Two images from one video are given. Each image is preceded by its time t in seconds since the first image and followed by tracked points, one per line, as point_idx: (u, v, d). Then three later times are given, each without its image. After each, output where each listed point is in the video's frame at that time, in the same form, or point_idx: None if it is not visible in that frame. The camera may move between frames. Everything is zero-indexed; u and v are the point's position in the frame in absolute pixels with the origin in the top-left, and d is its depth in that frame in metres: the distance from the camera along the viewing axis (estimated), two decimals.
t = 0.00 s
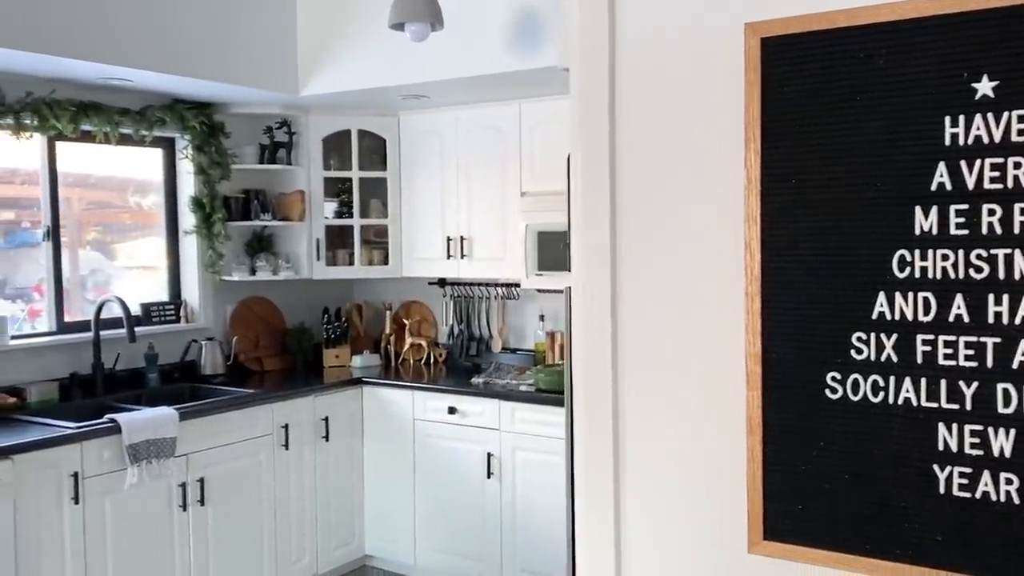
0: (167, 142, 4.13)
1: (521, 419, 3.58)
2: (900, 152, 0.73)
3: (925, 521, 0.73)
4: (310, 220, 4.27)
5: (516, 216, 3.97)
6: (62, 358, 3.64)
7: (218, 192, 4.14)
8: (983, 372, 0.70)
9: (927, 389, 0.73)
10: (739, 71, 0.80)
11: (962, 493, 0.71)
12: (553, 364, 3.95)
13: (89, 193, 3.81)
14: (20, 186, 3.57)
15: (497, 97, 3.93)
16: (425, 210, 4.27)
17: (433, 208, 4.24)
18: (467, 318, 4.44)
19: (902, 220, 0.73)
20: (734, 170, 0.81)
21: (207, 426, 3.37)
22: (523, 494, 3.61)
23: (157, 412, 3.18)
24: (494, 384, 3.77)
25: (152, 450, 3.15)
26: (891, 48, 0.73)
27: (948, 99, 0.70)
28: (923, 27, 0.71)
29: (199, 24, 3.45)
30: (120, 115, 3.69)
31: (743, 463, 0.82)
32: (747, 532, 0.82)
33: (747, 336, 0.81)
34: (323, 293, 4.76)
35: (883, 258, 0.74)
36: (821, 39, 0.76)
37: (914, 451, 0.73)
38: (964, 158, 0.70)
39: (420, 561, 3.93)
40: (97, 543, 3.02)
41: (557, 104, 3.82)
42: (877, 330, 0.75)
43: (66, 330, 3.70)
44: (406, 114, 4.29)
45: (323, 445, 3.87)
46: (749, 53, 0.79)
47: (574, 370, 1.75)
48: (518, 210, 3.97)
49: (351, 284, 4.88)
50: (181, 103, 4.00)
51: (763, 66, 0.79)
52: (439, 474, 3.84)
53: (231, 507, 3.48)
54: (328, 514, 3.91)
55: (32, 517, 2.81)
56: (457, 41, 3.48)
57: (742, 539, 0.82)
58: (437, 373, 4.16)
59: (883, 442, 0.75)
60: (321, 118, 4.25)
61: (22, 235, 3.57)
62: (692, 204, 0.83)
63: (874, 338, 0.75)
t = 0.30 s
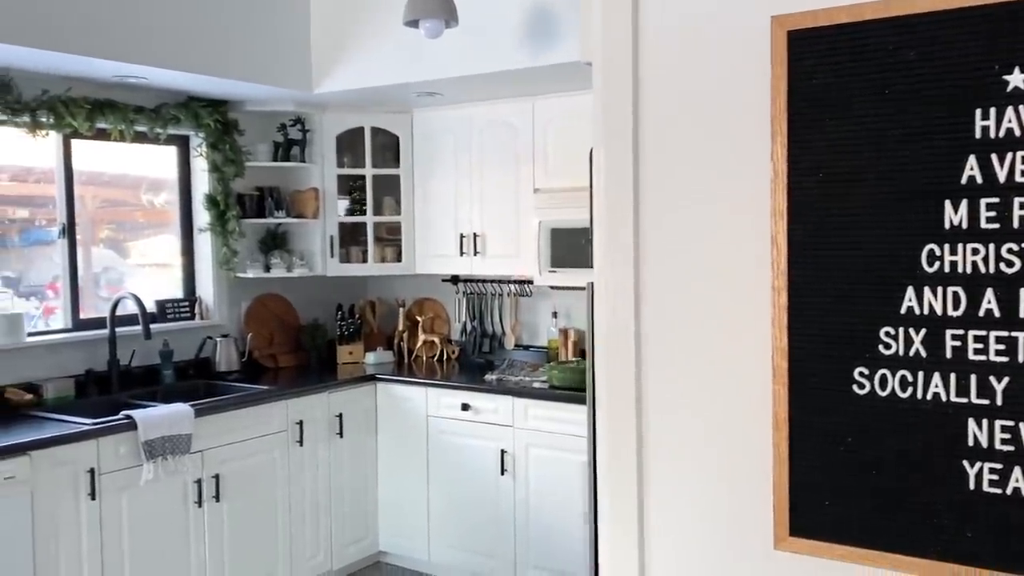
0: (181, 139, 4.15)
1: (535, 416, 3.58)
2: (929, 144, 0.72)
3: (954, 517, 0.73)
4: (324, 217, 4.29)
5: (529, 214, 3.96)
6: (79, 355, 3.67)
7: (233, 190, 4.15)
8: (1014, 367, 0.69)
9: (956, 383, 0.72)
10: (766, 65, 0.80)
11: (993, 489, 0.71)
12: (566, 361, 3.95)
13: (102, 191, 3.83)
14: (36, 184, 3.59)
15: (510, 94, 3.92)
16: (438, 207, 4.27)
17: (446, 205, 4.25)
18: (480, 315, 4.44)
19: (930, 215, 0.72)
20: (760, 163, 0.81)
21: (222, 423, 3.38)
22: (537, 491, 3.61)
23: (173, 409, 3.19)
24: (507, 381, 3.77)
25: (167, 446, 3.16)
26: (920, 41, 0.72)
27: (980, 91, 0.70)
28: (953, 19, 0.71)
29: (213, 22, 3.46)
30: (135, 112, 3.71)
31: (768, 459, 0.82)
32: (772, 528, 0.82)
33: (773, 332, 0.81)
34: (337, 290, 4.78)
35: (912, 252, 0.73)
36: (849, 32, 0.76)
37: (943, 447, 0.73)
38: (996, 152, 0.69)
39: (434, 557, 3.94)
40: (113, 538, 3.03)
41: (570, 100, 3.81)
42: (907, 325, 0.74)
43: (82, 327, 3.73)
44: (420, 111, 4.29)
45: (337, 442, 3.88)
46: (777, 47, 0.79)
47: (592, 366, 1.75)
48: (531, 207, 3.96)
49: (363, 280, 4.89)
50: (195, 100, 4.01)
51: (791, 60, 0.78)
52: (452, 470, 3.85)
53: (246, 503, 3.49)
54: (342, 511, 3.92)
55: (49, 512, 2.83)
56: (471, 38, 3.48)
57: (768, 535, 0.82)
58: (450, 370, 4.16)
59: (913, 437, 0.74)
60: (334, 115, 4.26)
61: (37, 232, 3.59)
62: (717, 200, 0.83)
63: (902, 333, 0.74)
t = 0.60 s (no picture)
0: (199, 137, 4.18)
1: (553, 413, 3.58)
2: (962, 138, 0.71)
3: (987, 515, 0.72)
4: (341, 214, 4.30)
5: (546, 210, 3.96)
6: (98, 352, 3.70)
7: (250, 187, 4.16)
8: None
9: (990, 380, 0.71)
10: (795, 57, 0.79)
11: None
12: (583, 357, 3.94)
13: (119, 189, 3.85)
14: (55, 182, 3.62)
15: (526, 91, 3.92)
16: (455, 205, 4.27)
17: (462, 202, 4.25)
18: (496, 312, 4.45)
19: (964, 209, 0.71)
20: (789, 157, 0.80)
21: (241, 419, 3.40)
22: (555, 488, 3.60)
23: (192, 405, 3.21)
24: (523, 378, 3.77)
25: (186, 442, 3.17)
26: (953, 33, 0.71)
27: (1015, 82, 0.68)
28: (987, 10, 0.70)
29: (230, 20, 3.47)
30: (154, 110, 3.73)
31: (796, 454, 0.81)
32: (800, 525, 0.81)
33: (802, 327, 0.80)
34: (353, 287, 4.79)
35: (944, 247, 0.73)
36: (879, 23, 0.75)
37: (976, 443, 0.72)
38: None
39: (451, 553, 3.95)
40: (133, 534, 3.06)
41: (587, 97, 3.80)
42: (939, 320, 0.73)
43: (102, 324, 3.76)
44: (436, 109, 4.29)
45: (355, 438, 3.89)
46: (807, 39, 0.78)
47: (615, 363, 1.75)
48: (548, 204, 3.95)
49: (380, 277, 4.91)
50: (213, 98, 4.03)
51: (821, 52, 0.78)
52: (469, 467, 3.85)
53: (264, 498, 3.51)
54: (360, 507, 3.94)
55: (70, 508, 2.86)
56: (487, 34, 3.48)
57: (796, 532, 0.82)
58: (466, 366, 4.16)
59: (945, 433, 0.73)
60: (351, 112, 4.27)
61: (56, 230, 3.62)
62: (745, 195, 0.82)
63: (933, 328, 0.74)
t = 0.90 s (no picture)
0: (218, 135, 4.20)
1: (570, 410, 3.58)
2: (993, 132, 0.70)
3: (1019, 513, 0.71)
4: (359, 211, 4.34)
5: (563, 207, 3.96)
6: (119, 348, 3.73)
7: (269, 184, 4.18)
8: None
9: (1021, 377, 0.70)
10: (823, 52, 0.79)
11: None
12: (601, 355, 3.94)
13: (138, 187, 3.87)
14: (75, 180, 3.65)
15: (543, 87, 3.92)
16: (473, 202, 4.28)
17: (480, 199, 4.25)
18: (514, 310, 4.45)
19: (994, 203, 0.71)
20: (816, 152, 0.80)
21: (260, 416, 3.42)
22: (573, 486, 3.60)
23: (212, 402, 3.23)
24: (541, 375, 3.77)
25: (207, 438, 3.20)
26: (983, 25, 0.71)
27: None
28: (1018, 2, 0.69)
29: (248, 18, 3.48)
30: (174, 108, 3.76)
31: (823, 451, 0.81)
32: (827, 522, 0.81)
33: (830, 323, 0.80)
34: (371, 284, 4.81)
35: (974, 242, 0.72)
36: (907, 17, 0.75)
37: (1006, 440, 0.71)
38: None
39: (469, 551, 3.95)
40: (154, 529, 3.08)
41: (604, 93, 3.80)
42: (968, 316, 0.73)
43: (122, 321, 3.79)
44: (454, 106, 4.30)
45: (373, 435, 3.91)
46: (834, 33, 0.78)
47: (635, 359, 1.75)
48: (566, 201, 3.95)
49: (397, 274, 4.93)
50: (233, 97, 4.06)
51: (849, 46, 0.77)
52: (487, 465, 3.85)
53: (283, 495, 3.53)
54: (378, 504, 3.95)
55: (92, 503, 2.89)
56: (505, 30, 3.47)
57: (823, 529, 0.81)
58: (483, 364, 4.17)
59: (974, 431, 0.73)
60: (369, 110, 4.28)
61: (76, 229, 3.65)
62: (770, 191, 0.83)
63: (963, 325, 0.73)
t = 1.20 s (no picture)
0: (238, 134, 4.24)
1: (588, 407, 3.58)
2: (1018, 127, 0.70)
3: None
4: (378, 209, 4.36)
5: (581, 204, 3.96)
6: (140, 345, 3.77)
7: (289, 182, 4.21)
8: None
9: None
10: (847, 49, 0.79)
11: None
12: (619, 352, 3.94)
13: (159, 186, 3.91)
14: (98, 179, 3.69)
15: (561, 85, 3.92)
16: (491, 200, 4.29)
17: (498, 196, 4.26)
18: (531, 307, 4.46)
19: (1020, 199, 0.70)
20: (840, 149, 0.80)
21: (280, 412, 3.45)
22: (592, 483, 3.60)
23: (233, 398, 3.26)
24: (559, 372, 3.78)
25: (228, 434, 3.22)
26: (1009, 19, 0.70)
27: None
28: None
29: (268, 17, 3.50)
30: (195, 107, 3.79)
31: (848, 447, 0.81)
32: (851, 518, 0.82)
33: (854, 319, 0.80)
34: (389, 281, 4.83)
35: (999, 237, 0.72)
36: (931, 12, 0.75)
37: None
38: None
39: (488, 547, 3.97)
40: (176, 524, 3.11)
41: (623, 91, 3.79)
42: (994, 312, 0.72)
43: (144, 318, 3.83)
44: (472, 104, 4.31)
45: (392, 431, 3.93)
46: (858, 29, 0.78)
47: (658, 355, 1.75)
48: (584, 198, 3.95)
49: (416, 272, 4.95)
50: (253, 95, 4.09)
51: (873, 42, 0.78)
52: (505, 461, 3.86)
53: (304, 490, 3.56)
54: (397, 500, 3.97)
55: (115, 497, 2.92)
56: (523, 28, 3.48)
57: (847, 525, 0.82)
58: (501, 361, 4.18)
59: (1000, 427, 0.72)
60: (388, 108, 4.30)
61: (96, 227, 3.68)
62: (794, 189, 0.83)
63: (988, 321, 0.73)
